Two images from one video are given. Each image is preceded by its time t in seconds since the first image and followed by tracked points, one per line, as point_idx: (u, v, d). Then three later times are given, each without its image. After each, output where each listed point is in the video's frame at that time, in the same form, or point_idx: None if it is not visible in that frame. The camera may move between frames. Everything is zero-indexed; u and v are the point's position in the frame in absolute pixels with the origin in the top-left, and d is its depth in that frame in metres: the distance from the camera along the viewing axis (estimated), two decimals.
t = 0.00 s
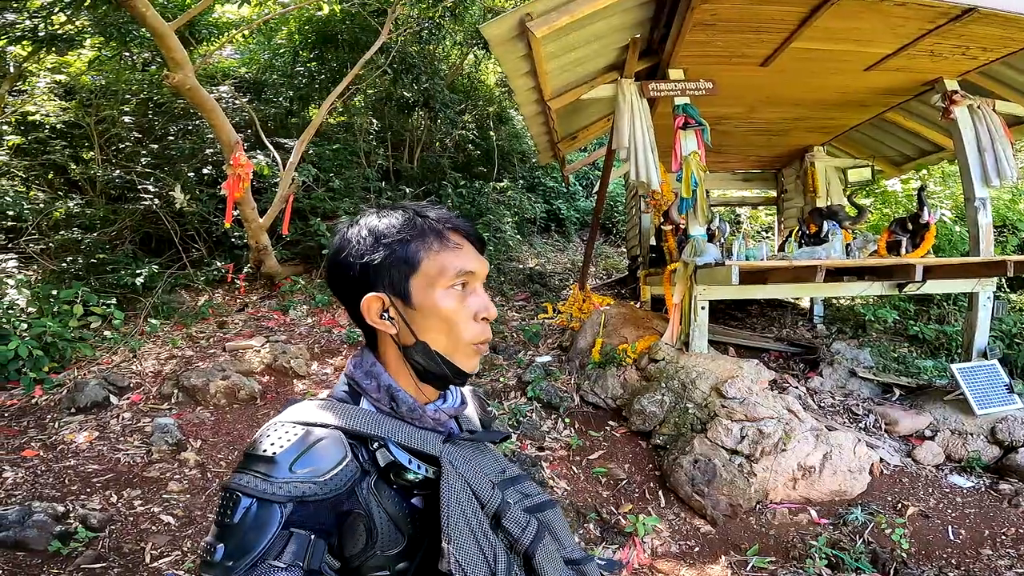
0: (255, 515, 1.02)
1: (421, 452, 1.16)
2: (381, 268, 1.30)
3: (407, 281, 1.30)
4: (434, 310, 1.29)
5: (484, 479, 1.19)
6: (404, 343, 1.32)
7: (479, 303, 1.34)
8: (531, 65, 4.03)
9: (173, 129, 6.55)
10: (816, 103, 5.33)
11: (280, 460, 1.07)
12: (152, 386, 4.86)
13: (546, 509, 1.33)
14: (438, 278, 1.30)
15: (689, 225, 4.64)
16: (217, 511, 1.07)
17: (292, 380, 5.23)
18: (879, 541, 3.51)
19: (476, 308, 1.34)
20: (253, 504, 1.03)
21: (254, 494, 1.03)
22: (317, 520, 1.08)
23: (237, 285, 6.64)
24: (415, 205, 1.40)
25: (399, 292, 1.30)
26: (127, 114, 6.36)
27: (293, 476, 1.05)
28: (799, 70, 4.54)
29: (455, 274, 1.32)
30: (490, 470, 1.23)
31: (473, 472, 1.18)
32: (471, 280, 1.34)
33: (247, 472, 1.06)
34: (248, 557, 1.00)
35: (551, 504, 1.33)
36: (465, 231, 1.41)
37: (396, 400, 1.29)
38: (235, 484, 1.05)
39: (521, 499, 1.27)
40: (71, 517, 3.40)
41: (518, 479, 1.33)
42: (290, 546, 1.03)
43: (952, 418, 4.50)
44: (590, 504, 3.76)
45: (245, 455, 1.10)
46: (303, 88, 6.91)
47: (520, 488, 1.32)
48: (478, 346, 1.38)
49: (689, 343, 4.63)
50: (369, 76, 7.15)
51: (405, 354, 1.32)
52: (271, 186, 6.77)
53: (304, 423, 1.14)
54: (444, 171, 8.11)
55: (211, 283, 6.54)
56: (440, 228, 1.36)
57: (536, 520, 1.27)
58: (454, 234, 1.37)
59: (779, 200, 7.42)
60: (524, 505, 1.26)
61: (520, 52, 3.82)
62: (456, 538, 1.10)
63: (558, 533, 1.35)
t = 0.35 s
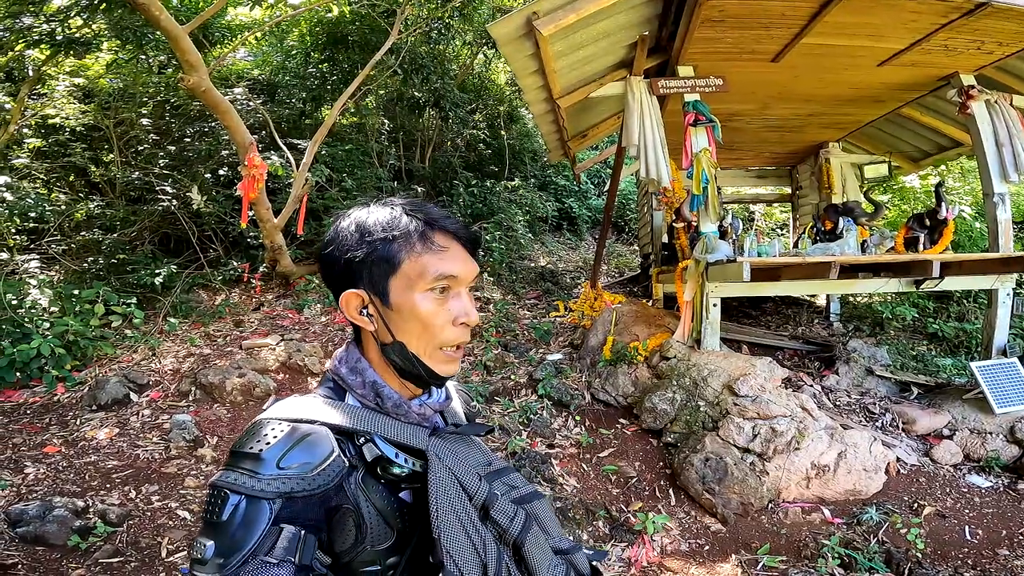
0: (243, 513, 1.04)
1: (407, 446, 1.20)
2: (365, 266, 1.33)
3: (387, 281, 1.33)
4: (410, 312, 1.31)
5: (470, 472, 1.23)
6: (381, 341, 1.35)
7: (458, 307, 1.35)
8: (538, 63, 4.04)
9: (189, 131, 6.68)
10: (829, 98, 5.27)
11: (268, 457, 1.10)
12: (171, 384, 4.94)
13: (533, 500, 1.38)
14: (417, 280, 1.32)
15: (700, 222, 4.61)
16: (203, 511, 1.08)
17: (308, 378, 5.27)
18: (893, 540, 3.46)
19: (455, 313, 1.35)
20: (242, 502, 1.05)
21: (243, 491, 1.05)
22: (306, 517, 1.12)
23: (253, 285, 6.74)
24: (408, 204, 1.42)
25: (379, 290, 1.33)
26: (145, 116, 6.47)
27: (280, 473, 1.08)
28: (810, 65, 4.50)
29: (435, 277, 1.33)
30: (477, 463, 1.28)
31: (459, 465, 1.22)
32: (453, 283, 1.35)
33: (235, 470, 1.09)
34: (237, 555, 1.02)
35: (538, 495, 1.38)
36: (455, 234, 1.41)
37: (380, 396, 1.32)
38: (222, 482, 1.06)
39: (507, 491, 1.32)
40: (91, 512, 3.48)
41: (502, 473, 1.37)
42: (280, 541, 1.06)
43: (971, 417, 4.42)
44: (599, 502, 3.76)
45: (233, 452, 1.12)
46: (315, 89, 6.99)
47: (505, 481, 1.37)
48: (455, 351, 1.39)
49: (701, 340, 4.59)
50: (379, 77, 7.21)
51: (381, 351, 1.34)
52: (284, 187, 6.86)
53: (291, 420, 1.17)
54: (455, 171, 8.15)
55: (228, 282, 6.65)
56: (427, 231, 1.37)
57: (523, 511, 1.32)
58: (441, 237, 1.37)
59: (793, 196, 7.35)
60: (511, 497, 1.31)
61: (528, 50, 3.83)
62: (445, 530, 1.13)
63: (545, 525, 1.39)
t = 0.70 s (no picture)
0: (237, 516, 1.06)
1: (402, 448, 1.22)
2: (348, 269, 1.36)
3: (369, 284, 1.35)
4: (392, 313, 1.33)
5: (467, 474, 1.25)
6: (366, 344, 1.37)
7: (442, 308, 1.36)
8: (544, 63, 4.04)
9: (200, 133, 6.76)
10: (838, 95, 5.23)
11: (260, 460, 1.11)
12: (185, 384, 5.00)
13: (528, 501, 1.41)
14: (398, 281, 1.33)
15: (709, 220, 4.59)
16: (200, 514, 1.11)
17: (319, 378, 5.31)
18: (905, 540, 3.43)
19: (438, 314, 1.35)
20: (235, 505, 1.07)
21: (235, 494, 1.07)
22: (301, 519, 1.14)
23: (265, 285, 6.80)
24: (392, 205, 1.43)
25: (362, 293, 1.35)
26: (156, 119, 6.55)
27: (273, 475, 1.10)
28: (817, 63, 4.48)
29: (417, 278, 1.34)
30: (473, 465, 1.30)
31: (456, 467, 1.24)
32: (436, 284, 1.36)
33: (228, 474, 1.11)
34: (230, 558, 1.04)
35: (532, 496, 1.42)
36: (438, 233, 1.41)
37: (372, 398, 1.34)
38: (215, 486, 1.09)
39: (503, 492, 1.35)
40: (107, 511, 3.53)
41: (497, 474, 1.40)
42: (273, 543, 1.07)
43: (985, 416, 4.37)
44: (607, 501, 3.76)
45: (227, 456, 1.14)
46: (324, 91, 7.05)
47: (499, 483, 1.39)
48: (442, 351, 1.39)
49: (709, 340, 4.58)
50: (387, 78, 7.24)
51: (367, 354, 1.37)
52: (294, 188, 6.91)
53: (284, 424, 1.18)
54: (462, 171, 8.17)
55: (240, 283, 6.72)
56: (410, 232, 1.38)
57: (518, 511, 1.35)
58: (422, 238, 1.38)
59: (803, 194, 7.30)
60: (507, 498, 1.34)
61: (533, 50, 3.84)
62: (443, 531, 1.15)
63: (542, 526, 1.43)
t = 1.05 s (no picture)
0: (243, 516, 1.07)
1: (409, 446, 1.23)
2: (347, 273, 1.38)
3: (367, 287, 1.36)
4: (389, 316, 1.34)
5: (472, 473, 1.27)
6: (366, 346, 1.39)
7: (439, 310, 1.36)
8: (546, 63, 4.05)
9: (205, 135, 6.79)
10: (841, 93, 5.22)
11: (265, 460, 1.13)
12: (193, 384, 5.03)
13: (536, 500, 1.42)
14: (394, 284, 1.34)
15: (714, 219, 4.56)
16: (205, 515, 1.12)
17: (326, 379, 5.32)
18: (913, 537, 3.42)
19: (436, 316, 1.36)
20: (241, 506, 1.08)
21: (241, 495, 1.08)
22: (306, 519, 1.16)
23: (270, 286, 6.83)
24: (391, 209, 1.45)
25: (361, 296, 1.37)
26: (161, 121, 6.58)
27: (279, 475, 1.11)
28: (820, 61, 4.47)
29: (413, 281, 1.35)
30: (479, 464, 1.32)
31: (462, 466, 1.26)
32: (432, 286, 1.37)
33: (234, 474, 1.12)
34: (237, 558, 1.05)
35: (540, 494, 1.43)
36: (437, 235, 1.42)
37: (377, 398, 1.35)
38: (221, 486, 1.10)
39: (511, 491, 1.36)
40: (118, 511, 3.56)
41: (505, 474, 1.42)
42: (278, 543, 1.08)
43: (993, 414, 4.36)
44: (614, 499, 3.77)
45: (232, 456, 1.15)
46: (328, 92, 7.07)
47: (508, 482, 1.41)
48: (441, 353, 1.39)
49: (715, 338, 4.58)
50: (390, 78, 7.26)
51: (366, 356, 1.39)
52: (298, 189, 6.94)
53: (289, 424, 1.20)
54: (466, 171, 8.18)
55: (246, 284, 6.75)
56: (408, 235, 1.40)
57: (526, 510, 1.37)
58: (419, 241, 1.39)
59: (807, 191, 7.29)
60: (515, 497, 1.36)
61: (536, 51, 3.84)
62: (450, 530, 1.16)
63: (551, 525, 1.45)
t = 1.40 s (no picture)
0: (240, 513, 1.07)
1: (408, 445, 1.24)
2: (362, 270, 1.38)
3: (380, 286, 1.37)
4: (400, 318, 1.34)
5: (473, 473, 1.26)
6: (373, 344, 1.39)
7: (449, 316, 1.37)
8: (546, 64, 4.05)
9: (207, 136, 6.80)
10: (841, 92, 5.22)
11: (264, 457, 1.13)
12: (195, 385, 5.04)
13: (537, 499, 1.41)
14: (407, 285, 1.35)
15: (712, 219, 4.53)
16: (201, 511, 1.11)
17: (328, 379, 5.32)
18: (915, 536, 3.42)
19: (444, 323, 1.36)
20: (238, 502, 1.08)
21: (239, 492, 1.08)
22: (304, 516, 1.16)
23: (272, 287, 6.84)
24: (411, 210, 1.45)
25: (372, 295, 1.37)
26: (162, 123, 6.59)
27: (278, 471, 1.12)
28: (819, 61, 4.48)
29: (427, 285, 1.35)
30: (479, 463, 1.32)
31: (462, 465, 1.26)
32: (445, 291, 1.37)
33: (232, 470, 1.12)
34: (233, 554, 1.05)
35: (541, 494, 1.43)
36: (453, 241, 1.42)
37: (378, 398, 1.36)
38: (219, 482, 1.10)
39: (511, 490, 1.35)
40: (123, 511, 3.57)
41: (506, 472, 1.41)
42: (275, 540, 1.09)
43: (994, 412, 4.35)
44: (616, 498, 3.78)
45: (230, 453, 1.16)
46: (329, 93, 7.08)
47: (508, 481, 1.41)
48: (446, 359, 1.40)
49: (715, 337, 4.58)
50: (390, 78, 7.26)
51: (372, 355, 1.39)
52: (299, 190, 6.94)
53: (289, 421, 1.20)
54: (466, 171, 8.18)
55: (248, 285, 6.77)
56: (426, 238, 1.40)
57: (526, 509, 1.36)
58: (437, 245, 1.39)
59: (808, 190, 7.28)
60: (515, 496, 1.35)
61: (536, 51, 3.85)
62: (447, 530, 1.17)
63: (551, 526, 1.44)
